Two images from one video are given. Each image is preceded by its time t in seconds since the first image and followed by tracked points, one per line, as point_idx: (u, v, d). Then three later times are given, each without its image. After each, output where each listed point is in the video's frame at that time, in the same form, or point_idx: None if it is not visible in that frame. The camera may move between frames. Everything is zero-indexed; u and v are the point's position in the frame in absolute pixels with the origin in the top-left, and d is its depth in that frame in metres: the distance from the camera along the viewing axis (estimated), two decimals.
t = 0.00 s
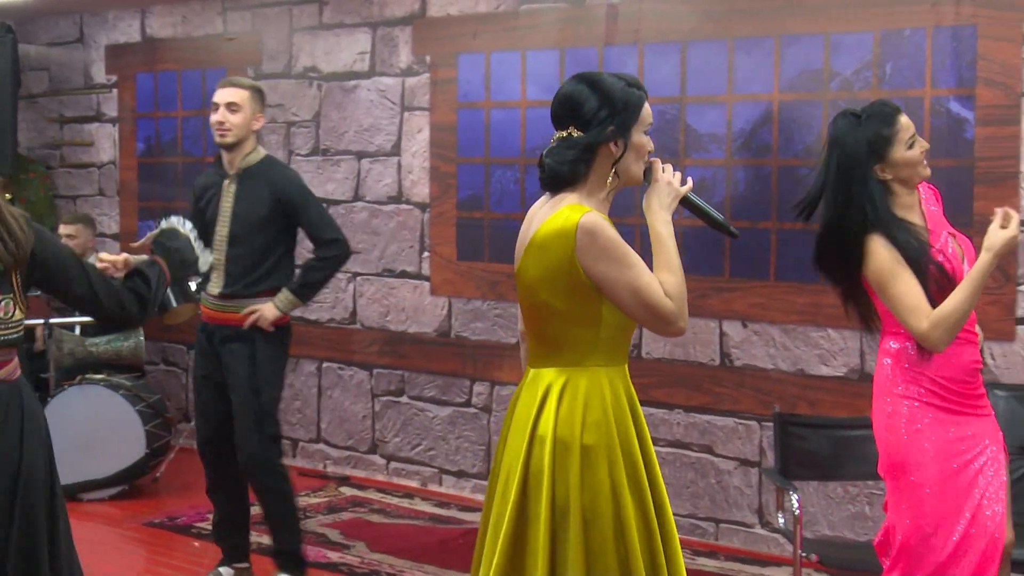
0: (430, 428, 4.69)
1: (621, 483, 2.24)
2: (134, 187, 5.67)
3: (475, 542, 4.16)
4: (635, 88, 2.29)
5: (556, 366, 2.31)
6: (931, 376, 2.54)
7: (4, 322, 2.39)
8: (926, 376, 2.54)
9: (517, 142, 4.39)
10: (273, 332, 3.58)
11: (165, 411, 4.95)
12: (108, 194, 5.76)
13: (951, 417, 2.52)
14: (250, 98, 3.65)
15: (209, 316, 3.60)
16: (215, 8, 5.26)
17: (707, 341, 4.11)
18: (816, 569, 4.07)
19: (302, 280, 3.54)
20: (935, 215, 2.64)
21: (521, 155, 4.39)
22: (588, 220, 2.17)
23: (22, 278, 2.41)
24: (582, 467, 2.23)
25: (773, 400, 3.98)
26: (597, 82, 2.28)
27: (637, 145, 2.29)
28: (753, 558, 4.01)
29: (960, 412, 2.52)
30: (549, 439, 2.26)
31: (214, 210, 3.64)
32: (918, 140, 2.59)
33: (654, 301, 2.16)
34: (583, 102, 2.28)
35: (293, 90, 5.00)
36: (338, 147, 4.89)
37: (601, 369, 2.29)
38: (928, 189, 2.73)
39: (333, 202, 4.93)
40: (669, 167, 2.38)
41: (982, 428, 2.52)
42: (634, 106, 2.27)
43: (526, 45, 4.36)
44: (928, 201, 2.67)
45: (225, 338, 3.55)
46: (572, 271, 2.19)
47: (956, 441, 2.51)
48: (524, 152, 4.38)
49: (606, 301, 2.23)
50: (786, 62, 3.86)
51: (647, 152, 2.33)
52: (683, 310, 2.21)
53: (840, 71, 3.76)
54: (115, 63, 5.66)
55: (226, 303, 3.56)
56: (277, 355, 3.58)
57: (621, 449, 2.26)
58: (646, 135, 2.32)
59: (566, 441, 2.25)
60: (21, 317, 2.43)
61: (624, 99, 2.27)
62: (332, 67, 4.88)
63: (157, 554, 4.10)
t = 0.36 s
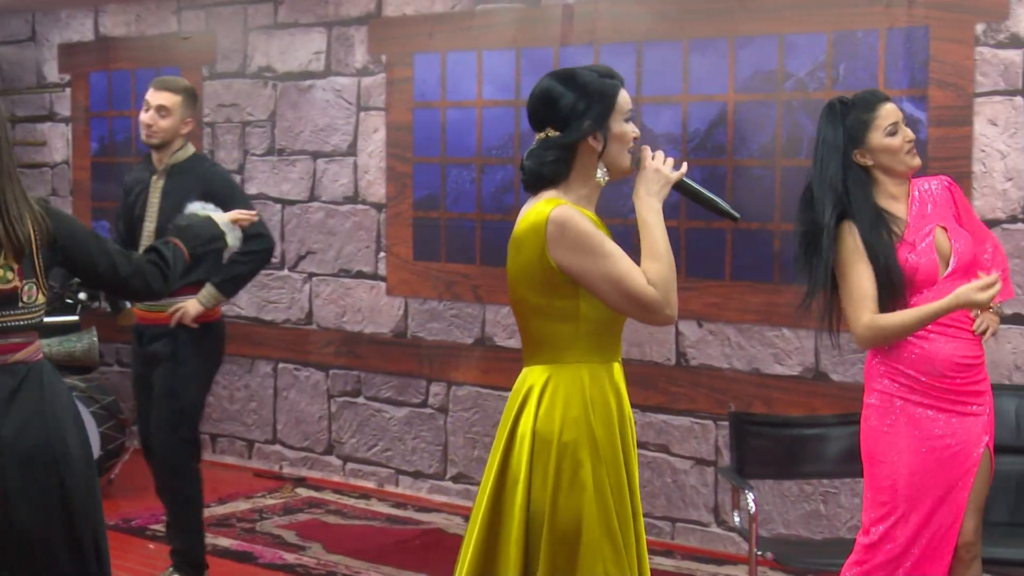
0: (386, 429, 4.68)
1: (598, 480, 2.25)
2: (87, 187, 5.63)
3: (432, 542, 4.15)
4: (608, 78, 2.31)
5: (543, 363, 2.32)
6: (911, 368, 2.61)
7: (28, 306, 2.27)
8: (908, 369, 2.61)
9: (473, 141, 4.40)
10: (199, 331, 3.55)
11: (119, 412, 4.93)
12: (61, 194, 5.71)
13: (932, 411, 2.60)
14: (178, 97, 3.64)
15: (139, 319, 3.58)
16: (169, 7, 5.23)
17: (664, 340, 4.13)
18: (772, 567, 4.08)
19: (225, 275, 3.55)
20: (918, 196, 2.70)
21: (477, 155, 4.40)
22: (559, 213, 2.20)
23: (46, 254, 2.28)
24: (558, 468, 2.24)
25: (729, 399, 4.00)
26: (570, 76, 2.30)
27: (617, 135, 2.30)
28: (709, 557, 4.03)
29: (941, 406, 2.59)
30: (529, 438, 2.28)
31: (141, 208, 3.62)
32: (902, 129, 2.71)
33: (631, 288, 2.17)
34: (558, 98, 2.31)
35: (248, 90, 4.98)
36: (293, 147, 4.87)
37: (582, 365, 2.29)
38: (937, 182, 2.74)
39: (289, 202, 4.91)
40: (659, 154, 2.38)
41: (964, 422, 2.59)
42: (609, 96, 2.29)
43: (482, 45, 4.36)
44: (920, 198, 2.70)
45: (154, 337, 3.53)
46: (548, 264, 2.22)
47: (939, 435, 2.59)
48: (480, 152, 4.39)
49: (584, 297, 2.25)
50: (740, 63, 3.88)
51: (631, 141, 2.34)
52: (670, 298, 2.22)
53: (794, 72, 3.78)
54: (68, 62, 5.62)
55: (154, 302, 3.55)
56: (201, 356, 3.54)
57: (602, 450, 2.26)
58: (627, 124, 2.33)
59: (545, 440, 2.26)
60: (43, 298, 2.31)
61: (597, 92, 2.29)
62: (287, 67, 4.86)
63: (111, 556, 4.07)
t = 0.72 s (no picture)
0: (342, 430, 4.67)
1: (577, 487, 2.25)
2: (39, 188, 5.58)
3: (388, 543, 4.14)
4: (565, 76, 2.33)
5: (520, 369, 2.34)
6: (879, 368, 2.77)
7: (33, 312, 2.26)
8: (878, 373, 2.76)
9: (429, 142, 4.40)
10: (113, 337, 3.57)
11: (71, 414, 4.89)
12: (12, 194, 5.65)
13: (899, 414, 2.73)
14: (87, 106, 3.73)
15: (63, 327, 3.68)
16: (122, 6, 5.19)
17: (620, 341, 4.14)
18: (728, 566, 4.10)
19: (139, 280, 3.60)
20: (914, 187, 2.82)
21: (433, 155, 4.40)
22: (529, 215, 2.22)
23: (58, 265, 2.28)
24: (533, 473, 2.25)
25: (685, 398, 4.01)
26: (527, 76, 2.33)
27: (577, 132, 2.31)
28: (665, 556, 4.04)
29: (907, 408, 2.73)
30: (505, 444, 2.30)
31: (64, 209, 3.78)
32: (917, 120, 2.82)
33: (608, 286, 2.18)
34: (517, 98, 2.33)
35: (203, 90, 4.95)
36: (248, 147, 4.85)
37: (559, 368, 2.29)
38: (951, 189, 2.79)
39: (244, 202, 4.89)
40: (626, 146, 2.37)
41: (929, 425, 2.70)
42: (569, 93, 2.31)
43: (438, 45, 4.36)
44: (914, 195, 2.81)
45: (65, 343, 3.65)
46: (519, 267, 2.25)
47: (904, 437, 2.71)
48: (436, 152, 4.39)
49: (558, 298, 2.27)
50: (695, 63, 3.89)
51: (594, 138, 2.33)
52: (649, 293, 2.22)
53: (748, 73, 3.80)
54: (20, 62, 5.56)
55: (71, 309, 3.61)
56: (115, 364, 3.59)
57: (582, 456, 2.26)
58: (589, 121, 2.33)
59: (521, 445, 2.28)
60: (55, 307, 2.31)
61: (555, 90, 2.31)
62: (242, 67, 4.84)
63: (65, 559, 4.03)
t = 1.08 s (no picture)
0: (304, 432, 4.66)
1: (543, 485, 2.26)
2: None
3: (351, 544, 4.14)
4: (538, 75, 2.35)
5: (493, 369, 2.35)
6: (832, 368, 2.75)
7: (44, 318, 2.45)
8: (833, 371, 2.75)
9: (391, 143, 4.40)
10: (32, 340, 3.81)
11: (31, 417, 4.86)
12: None
13: (854, 416, 2.71)
14: None
15: None
16: (82, 6, 5.16)
17: (582, 342, 4.15)
18: (689, 565, 4.11)
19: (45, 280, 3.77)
20: (891, 186, 2.81)
21: (395, 156, 4.40)
22: (500, 215, 2.23)
23: (65, 272, 2.48)
24: (500, 471, 2.27)
25: (646, 399, 4.02)
26: (500, 78, 2.36)
27: (552, 130, 2.33)
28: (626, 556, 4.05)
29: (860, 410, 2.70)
30: (475, 443, 2.31)
31: None
32: (914, 122, 2.81)
33: (581, 282, 2.18)
34: (490, 99, 2.36)
35: (164, 91, 4.93)
36: (209, 148, 4.83)
37: (529, 366, 2.31)
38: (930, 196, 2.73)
39: (205, 203, 4.87)
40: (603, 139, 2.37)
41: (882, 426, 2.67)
42: (541, 90, 2.33)
43: (399, 47, 4.36)
44: (887, 194, 2.80)
45: None
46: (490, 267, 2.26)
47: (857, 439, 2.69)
48: (398, 153, 4.39)
49: (529, 297, 2.28)
50: (656, 64, 3.90)
51: (570, 136, 2.35)
52: (625, 286, 2.21)
53: (709, 74, 3.81)
54: None
55: None
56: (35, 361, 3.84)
57: (548, 457, 2.27)
58: (564, 119, 2.35)
59: (489, 444, 2.29)
60: (64, 313, 2.50)
61: (527, 88, 2.33)
62: (203, 67, 4.83)
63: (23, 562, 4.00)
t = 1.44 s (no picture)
0: (272, 434, 4.65)
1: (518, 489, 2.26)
2: None
3: (318, 547, 4.12)
4: (516, 76, 2.35)
5: (470, 368, 2.35)
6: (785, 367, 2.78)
7: (55, 297, 2.45)
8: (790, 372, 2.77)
9: (358, 145, 4.40)
10: None
11: None
12: None
13: (810, 415, 2.74)
14: None
15: None
16: (48, 7, 5.14)
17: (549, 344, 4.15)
18: (656, 567, 4.12)
19: None
20: (854, 188, 2.83)
21: (362, 158, 4.40)
22: (478, 216, 2.23)
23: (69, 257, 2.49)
24: (477, 469, 2.26)
25: (613, 401, 4.02)
26: (477, 78, 2.36)
27: (529, 131, 2.33)
28: (593, 558, 4.05)
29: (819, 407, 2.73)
30: (451, 440, 2.31)
31: None
32: (875, 121, 2.82)
33: (559, 285, 2.19)
34: (467, 99, 2.35)
35: (130, 92, 4.92)
36: (176, 151, 4.82)
37: (508, 367, 2.31)
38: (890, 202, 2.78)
39: (172, 205, 4.85)
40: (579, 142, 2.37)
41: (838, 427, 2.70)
42: (517, 91, 2.33)
43: (366, 49, 4.35)
44: (850, 197, 2.81)
45: None
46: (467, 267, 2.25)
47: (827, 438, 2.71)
48: (365, 155, 4.39)
49: (508, 299, 2.29)
50: (623, 67, 3.91)
51: (547, 136, 2.36)
52: (603, 289, 2.22)
53: (676, 77, 3.82)
54: None
55: None
56: None
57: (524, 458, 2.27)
58: (541, 119, 2.35)
59: (466, 443, 2.29)
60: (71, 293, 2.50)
61: (504, 88, 2.33)
62: (169, 69, 4.81)
63: None
